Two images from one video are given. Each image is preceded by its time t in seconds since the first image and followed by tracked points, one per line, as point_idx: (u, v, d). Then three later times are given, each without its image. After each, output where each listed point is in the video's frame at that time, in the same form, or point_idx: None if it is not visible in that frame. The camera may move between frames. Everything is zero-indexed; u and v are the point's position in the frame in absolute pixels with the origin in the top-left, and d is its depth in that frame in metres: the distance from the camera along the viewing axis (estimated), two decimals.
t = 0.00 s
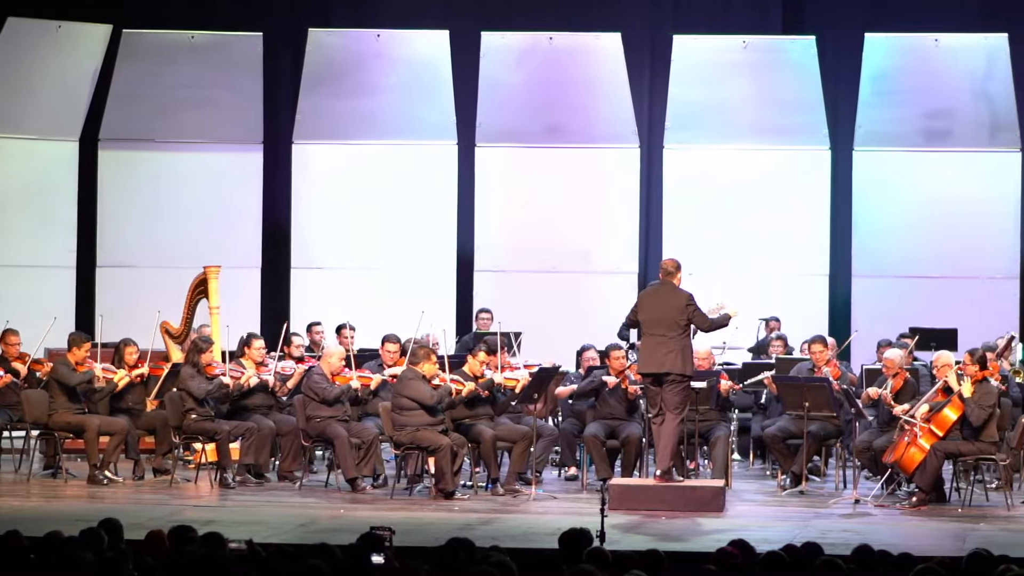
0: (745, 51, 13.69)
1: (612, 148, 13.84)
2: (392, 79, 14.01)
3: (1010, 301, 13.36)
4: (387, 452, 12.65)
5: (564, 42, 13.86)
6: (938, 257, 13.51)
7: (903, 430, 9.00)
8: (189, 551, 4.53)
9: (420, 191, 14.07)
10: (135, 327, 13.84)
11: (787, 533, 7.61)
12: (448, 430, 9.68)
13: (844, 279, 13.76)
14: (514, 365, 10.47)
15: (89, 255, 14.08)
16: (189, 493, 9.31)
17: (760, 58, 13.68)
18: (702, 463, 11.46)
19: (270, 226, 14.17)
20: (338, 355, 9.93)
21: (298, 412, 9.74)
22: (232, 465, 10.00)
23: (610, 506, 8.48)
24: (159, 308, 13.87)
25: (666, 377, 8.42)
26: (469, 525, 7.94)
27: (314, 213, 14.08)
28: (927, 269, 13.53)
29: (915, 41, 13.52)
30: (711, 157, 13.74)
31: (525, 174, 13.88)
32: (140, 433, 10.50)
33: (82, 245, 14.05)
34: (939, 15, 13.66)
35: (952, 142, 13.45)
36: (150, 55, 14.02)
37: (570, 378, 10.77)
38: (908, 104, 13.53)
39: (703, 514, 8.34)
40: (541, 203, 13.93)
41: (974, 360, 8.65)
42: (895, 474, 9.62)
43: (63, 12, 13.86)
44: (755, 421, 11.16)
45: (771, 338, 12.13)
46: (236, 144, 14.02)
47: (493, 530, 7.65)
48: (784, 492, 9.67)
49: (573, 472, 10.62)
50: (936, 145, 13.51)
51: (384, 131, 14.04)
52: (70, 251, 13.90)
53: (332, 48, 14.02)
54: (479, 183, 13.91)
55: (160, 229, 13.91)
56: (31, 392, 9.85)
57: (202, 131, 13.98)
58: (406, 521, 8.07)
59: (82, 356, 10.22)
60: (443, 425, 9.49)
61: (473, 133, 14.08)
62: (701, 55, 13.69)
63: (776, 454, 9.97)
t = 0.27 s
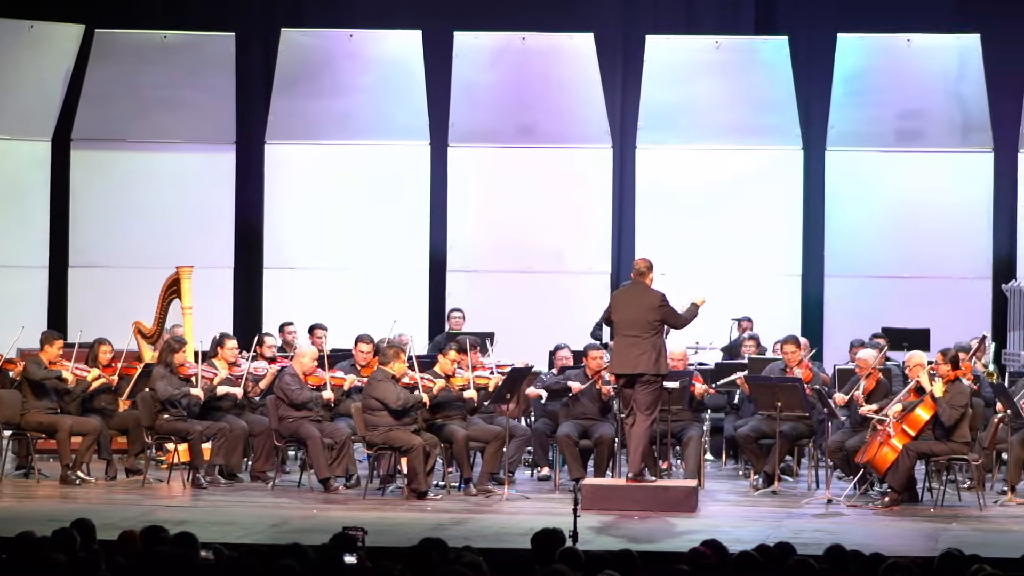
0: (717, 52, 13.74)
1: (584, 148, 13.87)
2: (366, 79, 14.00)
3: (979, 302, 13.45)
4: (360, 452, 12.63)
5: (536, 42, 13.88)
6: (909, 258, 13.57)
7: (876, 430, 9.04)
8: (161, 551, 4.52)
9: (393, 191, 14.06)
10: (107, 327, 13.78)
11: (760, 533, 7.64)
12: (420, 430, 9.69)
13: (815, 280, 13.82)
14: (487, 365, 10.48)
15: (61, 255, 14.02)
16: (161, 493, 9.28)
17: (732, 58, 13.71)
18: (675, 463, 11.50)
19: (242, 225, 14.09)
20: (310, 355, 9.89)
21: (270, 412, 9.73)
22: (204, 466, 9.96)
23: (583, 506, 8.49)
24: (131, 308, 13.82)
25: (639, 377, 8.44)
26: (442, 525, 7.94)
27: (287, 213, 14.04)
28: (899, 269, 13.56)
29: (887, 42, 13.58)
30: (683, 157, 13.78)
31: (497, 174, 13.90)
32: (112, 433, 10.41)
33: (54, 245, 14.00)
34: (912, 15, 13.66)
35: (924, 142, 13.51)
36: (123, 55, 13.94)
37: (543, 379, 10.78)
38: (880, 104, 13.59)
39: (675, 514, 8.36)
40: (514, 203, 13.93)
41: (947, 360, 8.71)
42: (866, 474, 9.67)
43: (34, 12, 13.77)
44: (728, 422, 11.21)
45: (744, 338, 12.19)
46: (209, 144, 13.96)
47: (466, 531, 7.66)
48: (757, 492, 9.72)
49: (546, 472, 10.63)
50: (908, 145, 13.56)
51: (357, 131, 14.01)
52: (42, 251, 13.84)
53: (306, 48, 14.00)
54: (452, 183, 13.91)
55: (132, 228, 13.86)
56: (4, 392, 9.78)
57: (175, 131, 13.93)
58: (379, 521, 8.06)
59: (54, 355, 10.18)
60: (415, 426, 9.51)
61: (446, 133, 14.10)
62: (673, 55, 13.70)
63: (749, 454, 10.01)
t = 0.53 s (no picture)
0: (686, 52, 13.76)
1: (553, 148, 13.90)
2: (335, 80, 13.97)
3: (948, 303, 13.38)
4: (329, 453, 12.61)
5: (505, 42, 13.88)
6: (881, 259, 13.46)
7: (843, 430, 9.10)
8: (131, 551, 4.51)
9: (363, 190, 14.03)
10: (75, 328, 13.70)
11: (729, 533, 7.69)
12: (389, 431, 9.68)
13: (784, 280, 14.03)
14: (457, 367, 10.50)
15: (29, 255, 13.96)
16: (130, 493, 9.25)
17: (701, 58, 13.75)
18: (644, 463, 11.54)
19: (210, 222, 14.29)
20: (279, 355, 9.83)
21: (240, 412, 9.72)
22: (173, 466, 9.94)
23: (552, 506, 8.52)
24: (99, 309, 13.75)
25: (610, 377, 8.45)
26: (411, 525, 7.95)
27: (256, 214, 13.98)
28: (870, 269, 13.47)
29: (857, 43, 13.48)
30: (653, 157, 13.81)
31: (465, 174, 13.92)
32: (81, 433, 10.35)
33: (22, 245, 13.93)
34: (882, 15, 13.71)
35: (892, 142, 13.43)
36: (91, 53, 13.92)
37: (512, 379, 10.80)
38: (849, 105, 13.51)
39: (644, 514, 8.40)
40: (483, 203, 13.94)
41: (915, 359, 8.77)
42: (835, 474, 9.73)
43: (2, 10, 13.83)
44: (698, 422, 11.29)
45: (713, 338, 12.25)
46: (178, 144, 13.87)
47: (436, 531, 7.67)
48: (726, 492, 9.77)
49: (515, 473, 10.65)
50: (877, 145, 13.47)
51: (326, 131, 13.97)
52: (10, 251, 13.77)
53: (275, 49, 14.00)
54: (422, 184, 13.91)
55: (100, 228, 13.80)
56: None
57: (143, 131, 13.85)
58: (349, 522, 8.06)
59: (22, 355, 10.06)
60: (384, 426, 9.53)
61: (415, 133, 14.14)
62: (642, 56, 13.75)
63: (718, 454, 10.09)
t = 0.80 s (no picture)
0: (648, 52, 13.76)
1: (515, 149, 13.91)
2: (297, 80, 13.91)
3: (910, 304, 13.42)
4: (291, 453, 12.56)
5: (467, 42, 13.87)
6: (842, 259, 13.55)
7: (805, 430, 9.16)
8: (91, 552, 4.47)
9: (325, 190, 13.98)
10: (34, 328, 13.58)
11: (691, 533, 7.73)
12: (350, 431, 9.65)
13: (746, 280, 14.13)
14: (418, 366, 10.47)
15: None
16: (91, 493, 9.18)
17: (664, 59, 13.78)
18: (606, 463, 11.58)
19: (173, 222, 14.28)
20: (242, 355, 9.77)
21: (201, 412, 9.66)
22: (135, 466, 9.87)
23: (514, 507, 8.53)
24: (60, 309, 13.64)
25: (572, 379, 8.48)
26: (373, 525, 7.93)
27: (218, 213, 13.94)
28: (831, 270, 13.55)
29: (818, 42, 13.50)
30: (616, 158, 13.84)
31: (426, 174, 13.91)
32: (43, 434, 10.26)
33: None
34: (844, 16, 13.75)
35: (853, 141, 13.49)
36: (52, 53, 13.81)
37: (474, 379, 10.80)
38: (810, 105, 13.56)
39: (606, 514, 8.42)
40: (445, 203, 13.95)
41: (878, 359, 8.88)
42: (797, 474, 9.79)
43: None
44: (659, 422, 11.32)
45: (675, 339, 12.30)
46: (141, 144, 13.79)
47: (399, 531, 7.66)
48: (688, 492, 9.82)
49: (477, 472, 10.65)
50: (838, 145, 13.53)
51: (288, 130, 13.91)
52: None
53: (238, 48, 13.92)
54: (384, 183, 13.90)
55: (61, 228, 13.70)
56: None
57: (105, 131, 13.76)
58: (311, 522, 8.04)
59: None
60: (345, 426, 9.47)
61: (377, 134, 14.14)
62: (605, 57, 13.77)
63: (679, 453, 10.13)
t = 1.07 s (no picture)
0: (619, 52, 13.75)
1: (486, 148, 13.91)
2: (268, 80, 13.84)
3: (880, 303, 13.50)
4: (262, 453, 12.52)
5: (438, 42, 13.85)
6: (814, 259, 13.60)
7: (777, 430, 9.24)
8: (61, 552, 4.44)
9: (297, 189, 13.94)
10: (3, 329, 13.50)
11: (663, 533, 7.75)
12: (321, 431, 9.62)
13: (717, 281, 14.17)
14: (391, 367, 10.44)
15: None
16: (62, 493, 9.13)
17: (635, 58, 13.75)
18: (577, 463, 11.60)
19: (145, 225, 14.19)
20: (213, 356, 9.79)
21: (172, 412, 9.55)
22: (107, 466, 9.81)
23: (485, 506, 8.53)
24: (30, 310, 13.58)
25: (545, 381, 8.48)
26: (344, 525, 7.91)
27: (189, 213, 13.88)
28: (801, 270, 13.61)
29: (789, 43, 13.52)
30: (587, 158, 13.87)
31: (397, 175, 13.92)
32: (14, 434, 10.18)
33: None
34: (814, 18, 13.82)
35: (825, 141, 13.52)
36: (22, 53, 13.70)
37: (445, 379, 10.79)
38: (781, 105, 13.58)
39: (577, 514, 8.43)
40: (418, 202, 13.95)
41: (848, 359, 8.96)
42: (768, 474, 9.83)
43: None
44: (629, 422, 11.34)
45: (646, 339, 12.33)
46: (112, 143, 13.73)
47: (370, 531, 7.65)
48: (658, 492, 9.85)
49: (448, 472, 10.64)
50: (809, 145, 13.56)
51: (260, 130, 13.86)
52: None
53: (208, 49, 13.86)
54: (355, 185, 13.93)
55: (32, 229, 13.63)
56: None
57: (76, 131, 13.69)
58: (282, 522, 8.01)
59: None
60: (316, 426, 9.44)
61: (348, 134, 14.11)
62: (576, 58, 13.75)
63: (648, 453, 10.14)
